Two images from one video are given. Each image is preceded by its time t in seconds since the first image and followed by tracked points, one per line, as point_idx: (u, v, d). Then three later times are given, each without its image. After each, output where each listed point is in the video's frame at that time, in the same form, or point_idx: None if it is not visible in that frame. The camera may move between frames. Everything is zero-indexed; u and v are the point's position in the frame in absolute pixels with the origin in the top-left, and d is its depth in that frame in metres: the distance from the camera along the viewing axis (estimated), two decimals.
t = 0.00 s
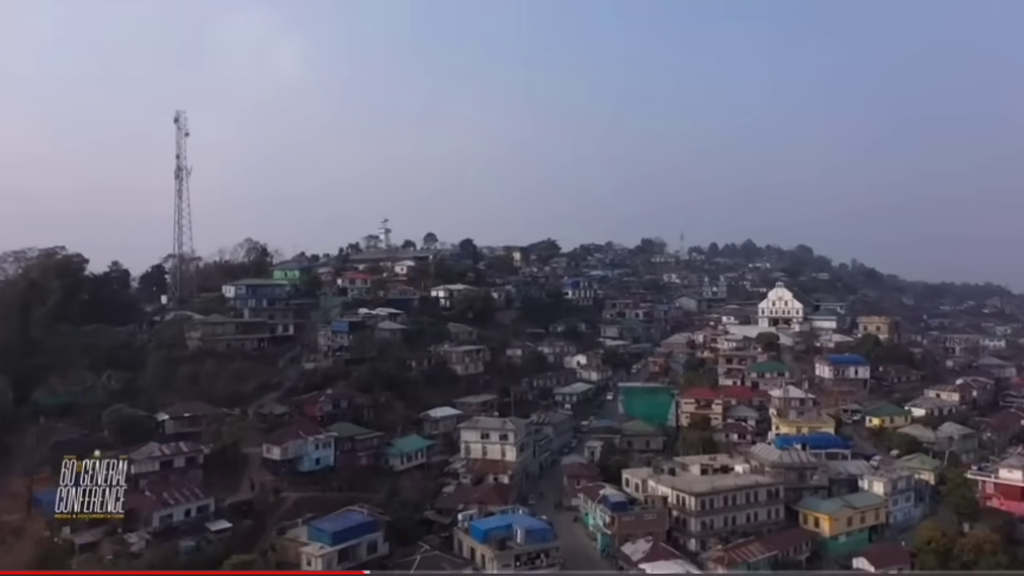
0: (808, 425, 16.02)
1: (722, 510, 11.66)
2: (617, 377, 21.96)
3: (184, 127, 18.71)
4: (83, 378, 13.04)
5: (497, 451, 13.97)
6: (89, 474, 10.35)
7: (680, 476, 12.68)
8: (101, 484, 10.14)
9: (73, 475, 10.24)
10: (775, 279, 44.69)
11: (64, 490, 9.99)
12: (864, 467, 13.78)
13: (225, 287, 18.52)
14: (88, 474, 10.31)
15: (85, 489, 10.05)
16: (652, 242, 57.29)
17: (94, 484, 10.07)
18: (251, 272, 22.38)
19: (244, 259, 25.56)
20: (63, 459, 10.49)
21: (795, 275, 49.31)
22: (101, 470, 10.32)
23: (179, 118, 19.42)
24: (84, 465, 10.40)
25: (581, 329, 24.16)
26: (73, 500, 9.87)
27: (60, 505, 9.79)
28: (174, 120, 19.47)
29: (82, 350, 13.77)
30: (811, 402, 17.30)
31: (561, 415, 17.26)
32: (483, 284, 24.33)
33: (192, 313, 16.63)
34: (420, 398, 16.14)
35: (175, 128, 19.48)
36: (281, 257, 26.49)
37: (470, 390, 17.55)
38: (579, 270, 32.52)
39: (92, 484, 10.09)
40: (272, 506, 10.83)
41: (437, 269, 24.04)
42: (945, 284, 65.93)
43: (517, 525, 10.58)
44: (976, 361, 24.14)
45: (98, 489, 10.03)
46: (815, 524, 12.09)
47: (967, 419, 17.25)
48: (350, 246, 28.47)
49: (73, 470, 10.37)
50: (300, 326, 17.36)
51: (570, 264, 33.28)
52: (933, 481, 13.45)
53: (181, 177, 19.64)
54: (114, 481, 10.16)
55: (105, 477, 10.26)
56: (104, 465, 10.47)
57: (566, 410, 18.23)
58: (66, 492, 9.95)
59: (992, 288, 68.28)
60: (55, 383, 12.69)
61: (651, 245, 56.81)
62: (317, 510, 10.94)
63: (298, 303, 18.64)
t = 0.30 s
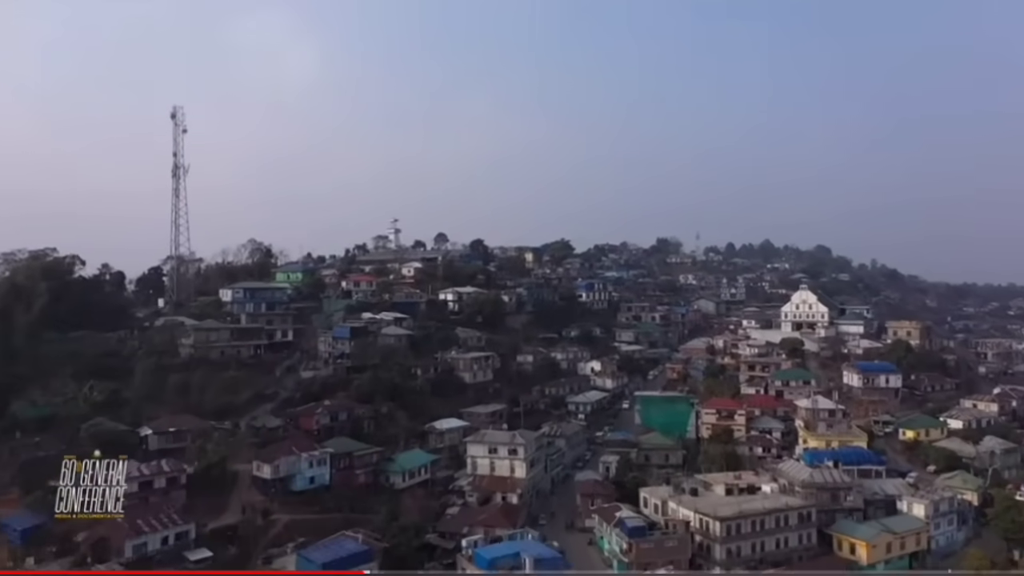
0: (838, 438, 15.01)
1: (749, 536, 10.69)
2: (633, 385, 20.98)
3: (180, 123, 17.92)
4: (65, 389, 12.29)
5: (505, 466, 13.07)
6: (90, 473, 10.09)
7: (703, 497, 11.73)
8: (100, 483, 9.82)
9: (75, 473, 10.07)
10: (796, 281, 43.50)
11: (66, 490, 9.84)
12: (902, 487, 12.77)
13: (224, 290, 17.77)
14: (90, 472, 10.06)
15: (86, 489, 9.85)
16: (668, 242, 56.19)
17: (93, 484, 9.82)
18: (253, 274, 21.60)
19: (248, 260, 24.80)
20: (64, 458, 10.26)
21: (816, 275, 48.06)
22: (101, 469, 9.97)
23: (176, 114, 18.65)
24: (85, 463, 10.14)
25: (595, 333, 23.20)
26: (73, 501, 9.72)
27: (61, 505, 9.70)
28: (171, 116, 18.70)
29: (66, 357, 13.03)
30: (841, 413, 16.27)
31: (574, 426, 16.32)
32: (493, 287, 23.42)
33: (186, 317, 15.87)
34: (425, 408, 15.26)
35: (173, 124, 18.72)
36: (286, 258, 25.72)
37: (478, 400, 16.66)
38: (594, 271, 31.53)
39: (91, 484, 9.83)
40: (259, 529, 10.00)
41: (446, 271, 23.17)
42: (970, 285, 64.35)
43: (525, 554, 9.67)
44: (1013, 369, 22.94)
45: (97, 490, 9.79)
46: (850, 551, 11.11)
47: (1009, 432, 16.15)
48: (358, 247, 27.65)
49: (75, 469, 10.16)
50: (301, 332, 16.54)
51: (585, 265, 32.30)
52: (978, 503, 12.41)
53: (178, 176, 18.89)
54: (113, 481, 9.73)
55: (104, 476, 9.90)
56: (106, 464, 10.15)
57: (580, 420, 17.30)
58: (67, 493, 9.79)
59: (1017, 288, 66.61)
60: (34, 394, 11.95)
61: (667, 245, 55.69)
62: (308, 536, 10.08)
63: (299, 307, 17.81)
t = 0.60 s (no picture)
0: (861, 453, 14.07)
1: (770, 565, 9.78)
2: (641, 392, 20.07)
3: (166, 119, 17.06)
4: (32, 402, 11.45)
5: (506, 485, 12.19)
6: (89, 473, 9.61)
7: (720, 520, 10.81)
8: (100, 483, 9.36)
9: (74, 475, 9.53)
10: (807, 282, 42.49)
11: (65, 490, 9.28)
12: (933, 508, 11.82)
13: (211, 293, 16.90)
14: (89, 474, 9.58)
15: (86, 490, 9.33)
16: (675, 243, 55.26)
17: (93, 484, 9.32)
18: (245, 277, 20.76)
19: (242, 262, 23.96)
20: (62, 459, 9.78)
21: (827, 276, 47.04)
22: (102, 469, 9.55)
23: (163, 110, 17.80)
24: (84, 465, 9.65)
25: (602, 338, 22.28)
26: (73, 501, 9.15)
27: (60, 505, 9.13)
28: (157, 112, 17.85)
29: (35, 367, 12.20)
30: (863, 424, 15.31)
31: (580, 438, 15.43)
32: (495, 290, 22.54)
33: (169, 323, 15.01)
34: (421, 420, 14.38)
35: (158, 120, 17.86)
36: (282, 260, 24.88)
37: (478, 410, 15.78)
38: (600, 273, 30.62)
39: (92, 484, 9.33)
40: (234, 561, 9.14)
41: (447, 273, 22.29)
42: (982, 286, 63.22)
43: None
44: None
45: (97, 489, 9.25)
46: None
47: None
48: (357, 248, 26.81)
49: (72, 472, 9.65)
50: (291, 339, 15.69)
51: (590, 266, 31.39)
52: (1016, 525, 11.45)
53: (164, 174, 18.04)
54: (114, 481, 9.35)
55: (105, 477, 9.49)
56: (106, 464, 9.73)
57: (586, 432, 16.41)
58: (66, 493, 9.22)
59: None
60: None
61: (674, 245, 54.71)
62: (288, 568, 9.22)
63: (290, 312, 16.96)
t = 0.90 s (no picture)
0: (896, 476, 12.86)
1: None
2: (652, 405, 18.88)
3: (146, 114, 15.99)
4: None
5: (506, 514, 11.04)
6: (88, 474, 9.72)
7: (744, 559, 9.64)
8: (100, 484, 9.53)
9: (74, 475, 9.63)
10: (822, 285, 41.16)
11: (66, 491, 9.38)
12: (983, 542, 10.60)
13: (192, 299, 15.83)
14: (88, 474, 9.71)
15: (85, 490, 9.46)
16: (685, 244, 53.99)
17: (94, 484, 9.48)
18: (235, 281, 19.67)
19: (234, 265, 22.89)
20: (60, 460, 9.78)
21: (842, 279, 45.68)
22: (101, 470, 9.70)
23: (143, 104, 16.71)
24: (85, 464, 9.78)
25: (610, 346, 21.11)
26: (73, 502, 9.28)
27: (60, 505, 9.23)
28: (137, 107, 16.76)
29: None
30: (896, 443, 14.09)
31: (588, 457, 14.26)
32: (498, 295, 21.39)
33: (144, 333, 13.93)
34: (415, 439, 13.23)
35: (139, 115, 16.78)
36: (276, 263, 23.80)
37: (478, 427, 14.63)
38: (608, 276, 29.43)
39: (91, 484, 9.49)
40: None
41: (448, 277, 21.15)
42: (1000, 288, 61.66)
43: None
44: None
45: (97, 490, 9.41)
46: None
47: None
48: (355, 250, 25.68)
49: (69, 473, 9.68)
50: (276, 350, 14.58)
51: (598, 269, 30.22)
52: None
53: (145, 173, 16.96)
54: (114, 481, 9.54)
55: (105, 477, 9.65)
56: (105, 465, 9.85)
57: (594, 450, 15.24)
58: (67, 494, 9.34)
59: None
60: None
61: (684, 246, 53.43)
62: None
63: (278, 321, 15.87)
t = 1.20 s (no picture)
0: (929, 496, 11.89)
1: None
2: (662, 416, 17.94)
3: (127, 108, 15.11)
4: None
5: (507, 541, 10.12)
6: (89, 474, 9.41)
7: None
8: (100, 484, 9.23)
9: (74, 475, 9.28)
10: (833, 288, 40.14)
11: (64, 490, 8.92)
12: None
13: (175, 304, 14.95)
14: (88, 474, 9.38)
15: (85, 490, 9.11)
16: (693, 245, 53.03)
17: (94, 484, 9.16)
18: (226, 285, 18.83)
19: (227, 267, 22.05)
20: (61, 458, 9.45)
21: (854, 281, 44.63)
22: (102, 469, 9.42)
23: (126, 98, 15.84)
24: (84, 464, 9.45)
25: (618, 353, 20.18)
26: (73, 501, 8.84)
27: (58, 504, 8.74)
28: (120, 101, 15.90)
29: None
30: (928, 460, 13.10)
31: (595, 474, 13.35)
32: (501, 299, 20.48)
33: (122, 340, 13.05)
34: (409, 456, 12.31)
35: (121, 110, 15.91)
36: (270, 265, 22.94)
37: (478, 441, 13.72)
38: (615, 278, 28.50)
39: (91, 484, 9.17)
40: None
41: (449, 279, 20.25)
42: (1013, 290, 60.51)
43: None
44: None
45: (97, 490, 9.13)
46: None
47: None
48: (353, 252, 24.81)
49: (72, 471, 9.35)
50: (263, 359, 13.70)
51: (605, 271, 29.29)
52: None
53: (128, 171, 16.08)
54: (114, 481, 9.25)
55: (105, 477, 9.35)
56: (106, 464, 9.55)
57: (602, 465, 14.33)
58: (66, 493, 8.87)
59: None
60: None
61: (692, 247, 52.42)
62: None
63: (267, 327, 14.99)
